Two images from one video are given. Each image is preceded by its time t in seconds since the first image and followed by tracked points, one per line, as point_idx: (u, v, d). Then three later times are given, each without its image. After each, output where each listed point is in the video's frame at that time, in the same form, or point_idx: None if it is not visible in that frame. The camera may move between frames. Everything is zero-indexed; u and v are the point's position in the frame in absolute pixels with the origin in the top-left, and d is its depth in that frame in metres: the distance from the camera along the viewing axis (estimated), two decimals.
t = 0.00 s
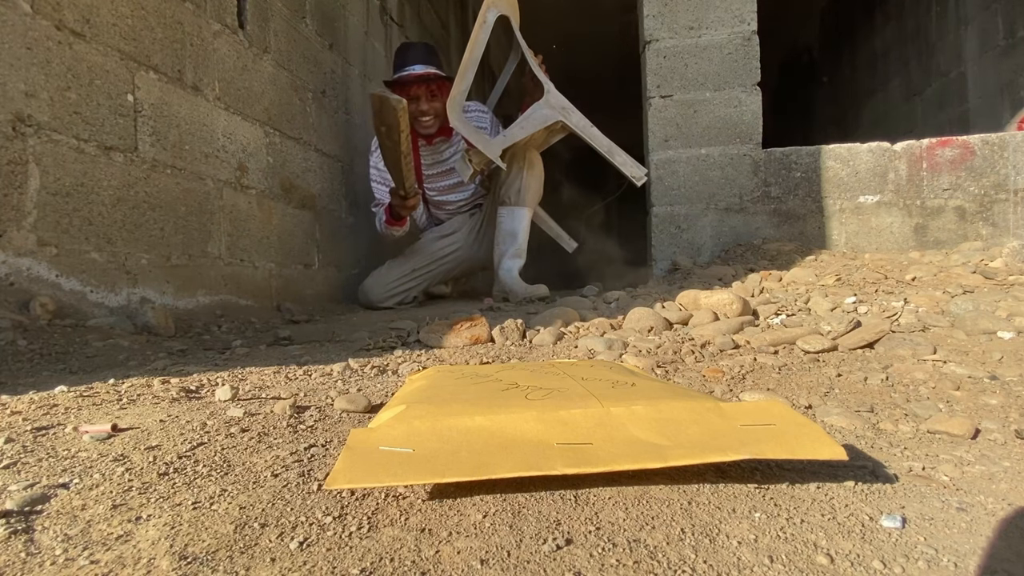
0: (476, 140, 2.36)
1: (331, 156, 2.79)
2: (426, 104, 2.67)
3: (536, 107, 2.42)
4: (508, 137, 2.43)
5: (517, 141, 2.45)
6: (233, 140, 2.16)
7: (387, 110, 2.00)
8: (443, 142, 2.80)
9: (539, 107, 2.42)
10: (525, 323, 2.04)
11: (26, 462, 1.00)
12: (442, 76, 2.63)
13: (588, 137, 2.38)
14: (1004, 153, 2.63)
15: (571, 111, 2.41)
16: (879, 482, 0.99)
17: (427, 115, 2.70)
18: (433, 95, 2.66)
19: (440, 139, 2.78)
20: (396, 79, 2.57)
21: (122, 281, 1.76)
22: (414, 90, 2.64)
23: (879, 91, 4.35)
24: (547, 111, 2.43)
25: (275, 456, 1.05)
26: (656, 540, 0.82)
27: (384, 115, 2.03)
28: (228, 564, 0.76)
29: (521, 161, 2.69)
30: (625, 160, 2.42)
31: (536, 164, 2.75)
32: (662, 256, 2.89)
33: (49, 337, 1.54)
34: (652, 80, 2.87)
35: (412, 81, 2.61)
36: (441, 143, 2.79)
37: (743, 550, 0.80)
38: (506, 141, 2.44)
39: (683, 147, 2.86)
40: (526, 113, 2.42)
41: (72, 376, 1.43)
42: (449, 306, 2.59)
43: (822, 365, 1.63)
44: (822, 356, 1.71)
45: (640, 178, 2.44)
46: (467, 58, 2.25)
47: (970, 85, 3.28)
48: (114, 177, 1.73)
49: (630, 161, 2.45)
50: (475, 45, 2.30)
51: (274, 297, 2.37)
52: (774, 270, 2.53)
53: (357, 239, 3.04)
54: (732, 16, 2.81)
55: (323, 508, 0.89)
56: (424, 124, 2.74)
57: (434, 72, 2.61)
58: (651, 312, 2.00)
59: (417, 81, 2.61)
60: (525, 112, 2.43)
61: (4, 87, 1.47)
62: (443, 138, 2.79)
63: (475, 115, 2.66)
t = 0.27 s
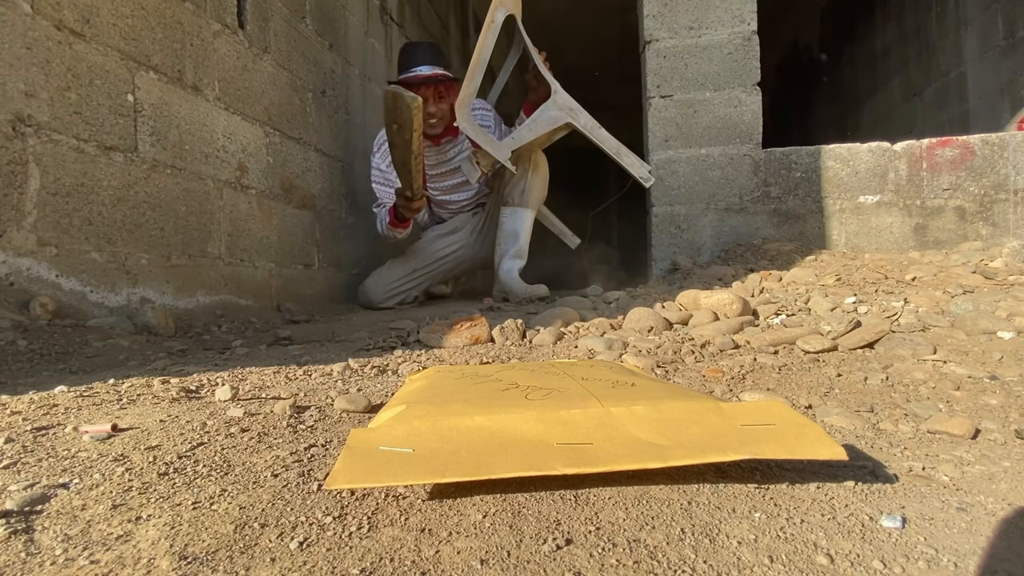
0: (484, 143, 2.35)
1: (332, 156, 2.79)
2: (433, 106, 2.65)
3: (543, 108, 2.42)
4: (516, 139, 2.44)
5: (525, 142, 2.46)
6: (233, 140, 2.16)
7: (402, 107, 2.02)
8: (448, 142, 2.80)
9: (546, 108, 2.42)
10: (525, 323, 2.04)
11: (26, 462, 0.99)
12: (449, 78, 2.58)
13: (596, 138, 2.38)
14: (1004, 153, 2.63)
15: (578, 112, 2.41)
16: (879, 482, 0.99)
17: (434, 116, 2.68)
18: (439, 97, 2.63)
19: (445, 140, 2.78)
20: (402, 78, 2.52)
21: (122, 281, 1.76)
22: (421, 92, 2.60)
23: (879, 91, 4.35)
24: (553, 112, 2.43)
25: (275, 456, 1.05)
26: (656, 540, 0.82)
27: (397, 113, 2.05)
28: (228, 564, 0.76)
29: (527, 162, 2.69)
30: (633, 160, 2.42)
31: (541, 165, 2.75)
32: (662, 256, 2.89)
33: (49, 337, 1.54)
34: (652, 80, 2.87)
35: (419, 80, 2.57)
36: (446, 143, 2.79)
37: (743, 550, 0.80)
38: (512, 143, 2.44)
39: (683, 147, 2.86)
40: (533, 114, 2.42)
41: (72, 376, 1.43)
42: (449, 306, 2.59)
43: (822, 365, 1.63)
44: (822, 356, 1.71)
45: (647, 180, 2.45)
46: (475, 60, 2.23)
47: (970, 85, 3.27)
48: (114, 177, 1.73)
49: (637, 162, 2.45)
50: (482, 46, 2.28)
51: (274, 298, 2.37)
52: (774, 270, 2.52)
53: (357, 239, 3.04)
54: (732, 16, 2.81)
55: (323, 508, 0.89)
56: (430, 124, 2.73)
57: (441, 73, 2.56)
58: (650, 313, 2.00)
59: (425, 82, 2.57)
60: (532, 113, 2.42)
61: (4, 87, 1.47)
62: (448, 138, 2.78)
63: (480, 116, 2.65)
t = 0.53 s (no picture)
0: (493, 147, 2.33)
1: (332, 156, 2.79)
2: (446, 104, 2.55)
3: (552, 111, 2.41)
4: (524, 141, 2.44)
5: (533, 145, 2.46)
6: (233, 140, 2.16)
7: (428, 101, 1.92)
8: (459, 142, 2.74)
9: (556, 111, 2.42)
10: (525, 323, 2.04)
11: (26, 461, 1.00)
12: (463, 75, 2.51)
13: (604, 144, 2.39)
14: (1004, 153, 2.63)
15: (587, 117, 2.41)
16: (879, 482, 0.99)
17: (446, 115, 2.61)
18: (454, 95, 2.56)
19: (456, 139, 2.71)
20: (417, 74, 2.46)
21: (122, 281, 1.76)
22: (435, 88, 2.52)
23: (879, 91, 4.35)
24: (562, 116, 2.42)
25: (275, 456, 1.05)
26: (656, 540, 0.82)
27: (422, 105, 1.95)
28: (228, 564, 0.76)
29: (532, 163, 2.71)
30: (640, 166, 2.44)
31: (546, 167, 2.77)
32: (662, 256, 2.89)
33: (50, 337, 1.54)
34: (652, 80, 2.87)
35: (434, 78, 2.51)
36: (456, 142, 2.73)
37: (743, 550, 0.80)
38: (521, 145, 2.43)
39: (683, 147, 2.86)
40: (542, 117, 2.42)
41: (72, 376, 1.43)
42: (449, 306, 2.59)
43: (822, 365, 1.63)
44: (822, 356, 1.71)
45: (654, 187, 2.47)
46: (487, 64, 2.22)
47: (970, 85, 3.27)
48: (114, 177, 1.73)
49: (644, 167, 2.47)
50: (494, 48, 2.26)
51: (274, 297, 2.37)
52: (774, 270, 2.53)
53: (357, 239, 3.04)
54: (732, 16, 2.81)
55: (323, 508, 0.89)
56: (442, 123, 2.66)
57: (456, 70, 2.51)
58: (650, 312, 2.00)
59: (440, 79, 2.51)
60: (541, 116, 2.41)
61: (4, 87, 1.47)
62: (459, 137, 2.72)
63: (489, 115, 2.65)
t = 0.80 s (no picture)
0: (494, 145, 2.32)
1: (332, 156, 2.79)
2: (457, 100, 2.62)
3: (557, 112, 2.37)
4: (526, 141, 2.40)
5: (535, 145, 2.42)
6: (233, 140, 2.16)
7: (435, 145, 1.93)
8: (467, 141, 2.74)
9: (561, 113, 2.37)
10: (525, 323, 2.04)
11: (26, 462, 1.00)
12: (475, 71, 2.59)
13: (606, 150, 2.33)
14: (1004, 153, 2.63)
15: (592, 120, 2.35)
16: (879, 482, 0.99)
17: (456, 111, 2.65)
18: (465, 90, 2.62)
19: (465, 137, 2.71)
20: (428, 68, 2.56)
21: (122, 281, 1.76)
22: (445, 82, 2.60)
23: (879, 91, 4.35)
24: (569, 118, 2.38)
25: (275, 456, 1.05)
26: (656, 540, 0.82)
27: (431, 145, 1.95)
28: (228, 564, 0.76)
29: (536, 165, 2.69)
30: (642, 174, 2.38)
31: (550, 169, 2.75)
32: (662, 256, 2.89)
33: (49, 337, 1.54)
34: (652, 80, 2.87)
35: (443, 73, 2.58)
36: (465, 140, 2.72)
37: (743, 550, 0.80)
38: (524, 144, 2.41)
39: (683, 147, 2.86)
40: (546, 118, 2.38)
41: (72, 376, 1.43)
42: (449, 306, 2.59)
43: (822, 365, 1.63)
44: (822, 356, 1.71)
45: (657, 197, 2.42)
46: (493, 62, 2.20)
47: (970, 85, 3.27)
48: (114, 177, 1.73)
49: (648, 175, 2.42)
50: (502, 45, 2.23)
51: (274, 297, 2.37)
52: (774, 270, 2.52)
53: (357, 239, 3.04)
54: (732, 16, 2.81)
55: (323, 508, 0.89)
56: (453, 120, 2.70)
57: (468, 66, 2.59)
58: (650, 312, 2.00)
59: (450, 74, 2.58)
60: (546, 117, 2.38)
61: (4, 87, 1.47)
62: (468, 136, 2.72)
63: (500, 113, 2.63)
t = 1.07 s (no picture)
0: (511, 151, 2.28)
1: (332, 156, 2.79)
2: (462, 96, 2.52)
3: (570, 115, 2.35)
4: (540, 145, 2.37)
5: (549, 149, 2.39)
6: (233, 140, 2.16)
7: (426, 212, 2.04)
8: (477, 138, 2.64)
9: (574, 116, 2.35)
10: (525, 323, 2.04)
11: (26, 462, 1.00)
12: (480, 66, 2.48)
13: (622, 152, 2.33)
14: (1004, 153, 2.63)
15: (606, 122, 2.34)
16: (879, 482, 0.99)
17: (463, 108, 2.54)
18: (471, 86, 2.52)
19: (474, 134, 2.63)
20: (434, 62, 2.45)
21: (122, 281, 1.76)
22: (451, 79, 2.50)
23: (879, 91, 4.35)
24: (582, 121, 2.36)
25: (275, 456, 1.05)
26: (656, 540, 0.82)
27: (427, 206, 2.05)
28: (228, 564, 0.76)
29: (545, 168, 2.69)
30: (657, 178, 2.40)
31: (558, 173, 2.75)
32: (663, 256, 2.89)
33: (49, 337, 1.54)
34: (652, 80, 2.87)
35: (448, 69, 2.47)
36: (474, 138, 2.63)
37: (743, 550, 0.80)
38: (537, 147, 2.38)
39: (683, 147, 2.86)
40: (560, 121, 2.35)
41: (72, 376, 1.43)
42: (449, 306, 2.59)
43: (822, 365, 1.63)
44: (822, 356, 1.71)
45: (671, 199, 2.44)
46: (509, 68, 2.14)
47: (970, 85, 3.27)
48: (114, 177, 1.73)
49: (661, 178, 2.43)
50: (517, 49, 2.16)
51: (274, 298, 2.37)
52: (774, 270, 2.52)
53: (358, 239, 3.04)
54: (732, 16, 2.81)
55: (323, 508, 0.89)
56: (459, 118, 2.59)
57: (474, 61, 2.49)
58: (650, 312, 2.00)
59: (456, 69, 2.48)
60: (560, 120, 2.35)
61: (4, 87, 1.47)
62: (478, 133, 2.62)
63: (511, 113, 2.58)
